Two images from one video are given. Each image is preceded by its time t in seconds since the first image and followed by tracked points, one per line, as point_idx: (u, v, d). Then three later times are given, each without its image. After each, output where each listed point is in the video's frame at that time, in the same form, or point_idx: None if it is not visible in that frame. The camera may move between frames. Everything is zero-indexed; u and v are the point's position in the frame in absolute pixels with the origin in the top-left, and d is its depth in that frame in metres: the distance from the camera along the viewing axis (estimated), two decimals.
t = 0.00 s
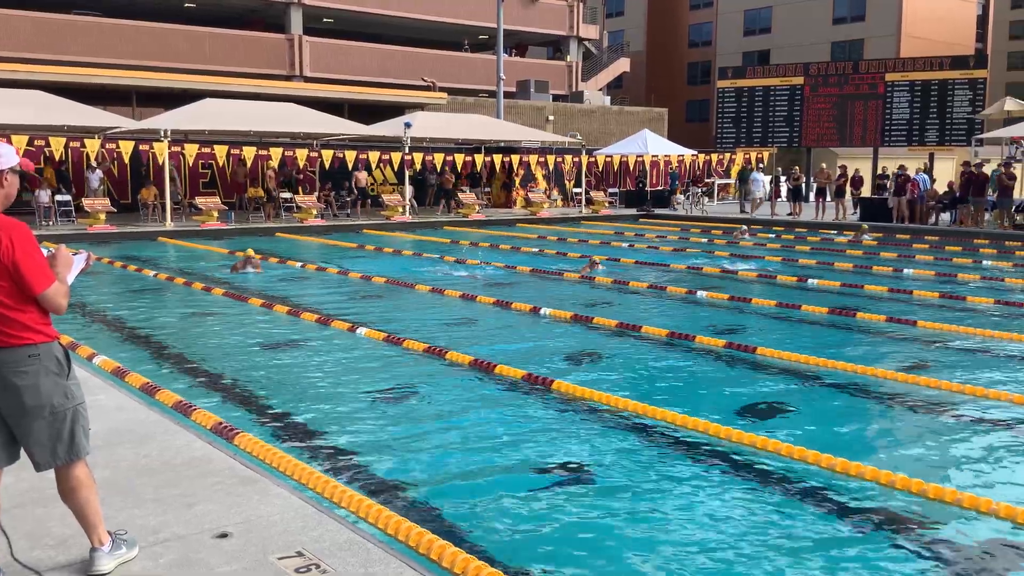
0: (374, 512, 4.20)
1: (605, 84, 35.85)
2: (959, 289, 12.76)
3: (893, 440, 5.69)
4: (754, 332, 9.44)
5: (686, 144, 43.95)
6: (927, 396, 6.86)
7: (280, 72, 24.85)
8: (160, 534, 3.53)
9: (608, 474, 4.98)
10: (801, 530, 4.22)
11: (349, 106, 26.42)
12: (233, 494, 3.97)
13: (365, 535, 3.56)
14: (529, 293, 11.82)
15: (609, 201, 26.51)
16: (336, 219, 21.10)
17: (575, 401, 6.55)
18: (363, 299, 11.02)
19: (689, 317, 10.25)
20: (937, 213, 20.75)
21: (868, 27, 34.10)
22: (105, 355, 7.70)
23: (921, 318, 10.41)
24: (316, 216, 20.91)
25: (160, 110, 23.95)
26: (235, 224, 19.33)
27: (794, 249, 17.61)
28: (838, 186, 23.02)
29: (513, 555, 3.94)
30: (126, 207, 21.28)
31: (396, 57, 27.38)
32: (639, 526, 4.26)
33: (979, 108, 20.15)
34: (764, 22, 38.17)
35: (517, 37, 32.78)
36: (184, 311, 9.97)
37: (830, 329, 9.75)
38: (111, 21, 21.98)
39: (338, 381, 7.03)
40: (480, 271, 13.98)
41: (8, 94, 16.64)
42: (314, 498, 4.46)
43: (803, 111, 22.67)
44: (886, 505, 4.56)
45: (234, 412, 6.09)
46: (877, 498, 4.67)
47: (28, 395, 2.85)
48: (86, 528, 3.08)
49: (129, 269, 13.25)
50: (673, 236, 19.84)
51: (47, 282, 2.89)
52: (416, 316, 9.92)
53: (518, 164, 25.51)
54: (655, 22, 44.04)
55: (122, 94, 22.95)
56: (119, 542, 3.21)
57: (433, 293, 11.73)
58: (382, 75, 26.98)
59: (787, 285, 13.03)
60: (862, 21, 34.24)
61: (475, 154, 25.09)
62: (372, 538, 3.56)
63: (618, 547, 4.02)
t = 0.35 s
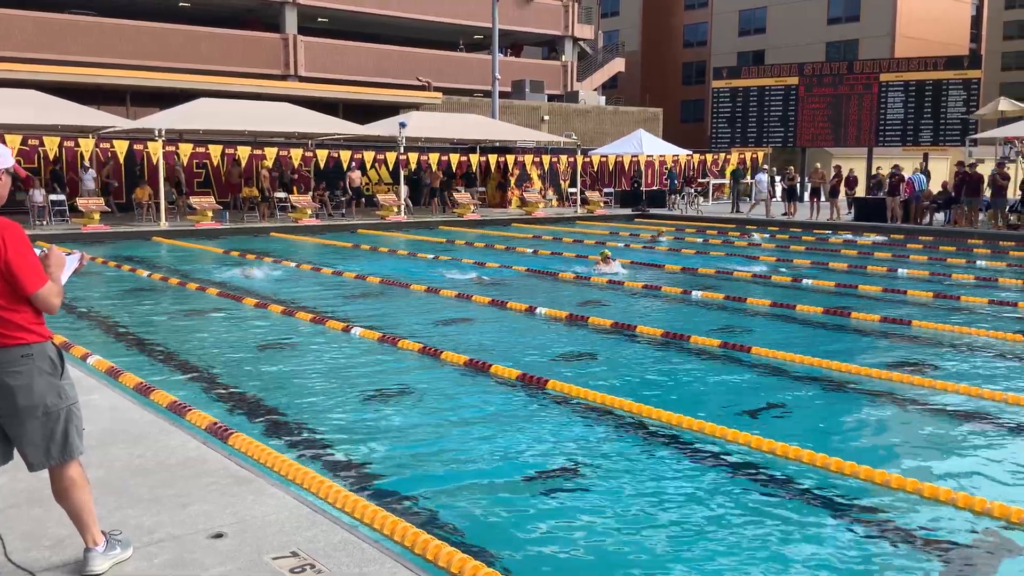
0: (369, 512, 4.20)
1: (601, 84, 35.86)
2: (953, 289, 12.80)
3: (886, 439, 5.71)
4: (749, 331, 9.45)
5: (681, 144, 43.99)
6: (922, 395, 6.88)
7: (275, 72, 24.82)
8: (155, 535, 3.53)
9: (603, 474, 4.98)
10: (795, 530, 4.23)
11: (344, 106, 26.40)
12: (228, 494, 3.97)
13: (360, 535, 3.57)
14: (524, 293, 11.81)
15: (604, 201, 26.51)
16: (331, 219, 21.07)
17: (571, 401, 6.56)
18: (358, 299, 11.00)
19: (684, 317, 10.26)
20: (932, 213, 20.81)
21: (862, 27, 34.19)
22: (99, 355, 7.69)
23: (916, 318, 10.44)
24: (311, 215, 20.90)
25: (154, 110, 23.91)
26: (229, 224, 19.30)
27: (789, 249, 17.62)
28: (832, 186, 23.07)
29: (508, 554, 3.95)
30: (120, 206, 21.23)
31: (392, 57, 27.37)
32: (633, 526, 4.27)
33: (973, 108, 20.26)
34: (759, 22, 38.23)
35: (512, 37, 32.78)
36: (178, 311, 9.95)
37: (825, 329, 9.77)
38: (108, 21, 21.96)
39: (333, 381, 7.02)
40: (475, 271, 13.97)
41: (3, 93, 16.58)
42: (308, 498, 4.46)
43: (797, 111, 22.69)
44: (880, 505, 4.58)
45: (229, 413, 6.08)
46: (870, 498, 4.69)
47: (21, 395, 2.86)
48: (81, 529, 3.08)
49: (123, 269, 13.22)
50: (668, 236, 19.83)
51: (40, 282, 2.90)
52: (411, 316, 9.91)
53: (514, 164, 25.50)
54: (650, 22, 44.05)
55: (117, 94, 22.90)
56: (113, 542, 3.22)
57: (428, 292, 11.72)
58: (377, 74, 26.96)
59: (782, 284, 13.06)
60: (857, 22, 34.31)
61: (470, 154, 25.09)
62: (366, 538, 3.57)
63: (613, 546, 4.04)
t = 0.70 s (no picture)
0: (362, 512, 4.18)
1: (594, 84, 35.87)
2: (944, 289, 12.87)
3: (879, 439, 5.71)
4: (741, 331, 9.46)
5: (674, 144, 44.04)
6: (914, 395, 6.89)
7: (268, 71, 24.76)
8: (147, 535, 3.52)
9: (594, 473, 4.97)
10: (789, 529, 4.22)
11: (337, 104, 26.34)
12: (220, 493, 3.95)
13: (353, 535, 3.55)
14: (517, 292, 11.80)
15: (598, 200, 26.52)
16: (324, 218, 21.03)
17: (564, 401, 6.54)
18: (350, 299, 10.96)
19: (676, 317, 10.26)
20: (924, 213, 20.87)
21: (854, 27, 34.28)
22: (90, 355, 7.64)
23: (908, 317, 10.49)
24: (304, 214, 20.85)
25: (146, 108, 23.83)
26: (222, 223, 19.24)
27: (782, 249, 17.68)
28: (824, 186, 23.14)
29: (500, 554, 3.93)
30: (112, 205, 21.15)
31: (385, 55, 27.29)
32: (626, 525, 4.26)
33: (964, 109, 20.33)
34: (752, 23, 38.34)
35: (506, 36, 32.77)
36: (170, 310, 9.91)
37: (818, 328, 9.80)
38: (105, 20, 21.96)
39: (325, 381, 7.00)
40: (468, 270, 13.98)
41: None
42: (302, 498, 4.43)
43: (790, 110, 22.76)
44: (874, 504, 4.58)
45: (220, 413, 6.05)
46: (863, 497, 4.69)
47: (13, 394, 2.84)
48: (72, 529, 3.06)
49: (115, 268, 13.17)
50: (662, 236, 19.92)
51: (31, 281, 2.87)
52: (404, 315, 9.88)
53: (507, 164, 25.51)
54: (643, 21, 44.11)
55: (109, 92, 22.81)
56: (105, 542, 3.20)
57: (421, 292, 11.69)
58: (370, 74, 26.90)
59: (774, 284, 13.11)
60: (849, 22, 34.44)
61: (463, 153, 25.08)
62: (360, 538, 3.55)
63: (608, 545, 4.02)
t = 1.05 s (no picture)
0: (351, 512, 4.15)
1: (583, 83, 35.86)
2: (931, 288, 12.92)
3: (869, 438, 5.70)
4: (730, 330, 9.47)
5: (663, 143, 44.08)
6: (902, 394, 6.90)
7: (256, 69, 24.65)
8: (134, 534, 3.48)
9: (584, 472, 4.96)
10: (778, 527, 4.22)
11: (326, 103, 26.25)
12: (208, 493, 3.91)
13: (342, 535, 3.52)
14: (507, 292, 11.77)
15: (587, 199, 26.52)
16: (313, 217, 20.95)
17: (553, 400, 6.52)
18: (340, 298, 10.91)
19: (666, 316, 10.27)
20: (912, 213, 20.96)
21: (842, 27, 34.41)
22: (78, 354, 7.58)
23: (895, 316, 10.52)
24: (292, 213, 20.77)
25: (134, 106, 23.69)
26: (210, 221, 19.14)
27: (770, 248, 17.71)
28: (812, 185, 23.21)
29: (489, 554, 3.91)
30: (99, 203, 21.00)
31: (374, 54, 27.22)
32: (616, 524, 4.24)
33: (951, 109, 20.42)
34: (740, 23, 38.41)
35: (496, 35, 32.72)
36: (158, 309, 9.83)
37: (806, 327, 9.81)
38: (98, 17, 21.92)
39: (315, 380, 6.95)
40: (457, 269, 13.95)
41: None
42: (290, 498, 4.40)
43: (778, 110, 22.81)
44: (863, 503, 4.58)
45: (209, 412, 5.99)
46: (853, 496, 4.68)
47: None
48: (58, 529, 3.02)
49: (101, 267, 13.07)
50: (652, 235, 19.95)
51: (17, 278, 2.84)
52: (394, 315, 9.83)
53: (496, 163, 25.48)
54: (632, 21, 44.13)
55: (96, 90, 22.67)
56: (92, 542, 3.16)
57: (411, 291, 11.65)
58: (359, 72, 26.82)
59: (763, 283, 13.13)
60: (837, 22, 34.56)
61: (453, 152, 25.04)
62: (348, 537, 3.52)
63: (598, 545, 4.00)
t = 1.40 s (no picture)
0: (333, 512, 4.13)
1: (566, 82, 35.90)
2: (910, 286, 13.04)
3: (850, 436, 5.72)
4: (713, 328, 9.51)
5: (645, 142, 44.20)
6: (882, 391, 6.95)
7: (238, 67, 24.52)
8: (115, 535, 3.45)
9: (567, 471, 4.96)
10: (761, 525, 4.23)
11: (308, 101, 26.15)
12: (189, 493, 3.88)
13: (324, 535, 3.51)
14: (490, 291, 11.77)
15: (570, 198, 26.55)
16: (295, 216, 20.87)
17: (536, 399, 6.52)
18: (322, 297, 10.88)
19: (648, 314, 10.30)
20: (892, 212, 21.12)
21: (823, 27, 34.62)
22: (58, 354, 7.51)
23: (875, 314, 10.60)
24: (275, 212, 20.70)
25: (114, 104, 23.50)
26: (192, 220, 19.01)
27: (751, 247, 17.81)
28: (793, 184, 23.34)
29: (472, 553, 3.90)
30: (79, 202, 20.79)
31: (357, 52, 27.14)
32: (599, 522, 4.24)
33: (931, 109, 20.57)
34: (722, 22, 38.57)
35: (479, 34, 32.71)
36: (139, 309, 9.76)
37: (787, 325, 9.87)
38: (98, 16, 22.04)
39: (297, 379, 6.91)
40: (440, 268, 13.95)
41: None
42: (272, 497, 4.37)
43: (759, 110, 22.94)
44: (845, 500, 4.61)
45: (191, 412, 5.95)
46: (835, 493, 4.70)
47: None
48: (39, 530, 3.00)
49: (81, 266, 12.96)
50: (634, 233, 20.01)
51: None
52: (377, 314, 9.80)
53: (479, 162, 25.47)
54: (615, 21, 44.22)
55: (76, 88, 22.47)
56: (73, 543, 3.13)
57: (394, 290, 11.62)
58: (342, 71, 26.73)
59: (744, 281, 13.20)
60: (818, 22, 34.78)
61: (436, 151, 25.01)
62: (331, 537, 3.51)
63: (582, 543, 4.00)
